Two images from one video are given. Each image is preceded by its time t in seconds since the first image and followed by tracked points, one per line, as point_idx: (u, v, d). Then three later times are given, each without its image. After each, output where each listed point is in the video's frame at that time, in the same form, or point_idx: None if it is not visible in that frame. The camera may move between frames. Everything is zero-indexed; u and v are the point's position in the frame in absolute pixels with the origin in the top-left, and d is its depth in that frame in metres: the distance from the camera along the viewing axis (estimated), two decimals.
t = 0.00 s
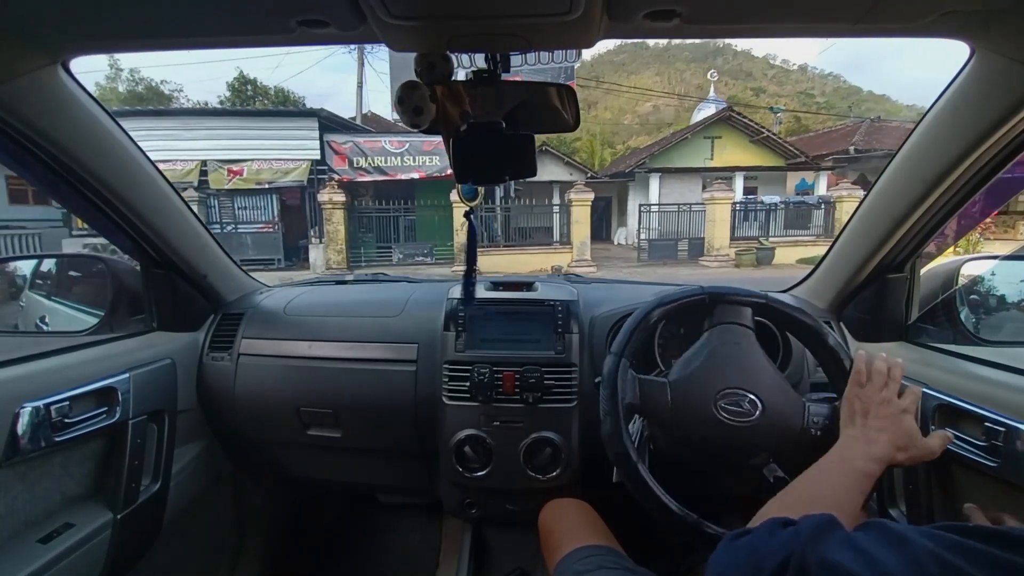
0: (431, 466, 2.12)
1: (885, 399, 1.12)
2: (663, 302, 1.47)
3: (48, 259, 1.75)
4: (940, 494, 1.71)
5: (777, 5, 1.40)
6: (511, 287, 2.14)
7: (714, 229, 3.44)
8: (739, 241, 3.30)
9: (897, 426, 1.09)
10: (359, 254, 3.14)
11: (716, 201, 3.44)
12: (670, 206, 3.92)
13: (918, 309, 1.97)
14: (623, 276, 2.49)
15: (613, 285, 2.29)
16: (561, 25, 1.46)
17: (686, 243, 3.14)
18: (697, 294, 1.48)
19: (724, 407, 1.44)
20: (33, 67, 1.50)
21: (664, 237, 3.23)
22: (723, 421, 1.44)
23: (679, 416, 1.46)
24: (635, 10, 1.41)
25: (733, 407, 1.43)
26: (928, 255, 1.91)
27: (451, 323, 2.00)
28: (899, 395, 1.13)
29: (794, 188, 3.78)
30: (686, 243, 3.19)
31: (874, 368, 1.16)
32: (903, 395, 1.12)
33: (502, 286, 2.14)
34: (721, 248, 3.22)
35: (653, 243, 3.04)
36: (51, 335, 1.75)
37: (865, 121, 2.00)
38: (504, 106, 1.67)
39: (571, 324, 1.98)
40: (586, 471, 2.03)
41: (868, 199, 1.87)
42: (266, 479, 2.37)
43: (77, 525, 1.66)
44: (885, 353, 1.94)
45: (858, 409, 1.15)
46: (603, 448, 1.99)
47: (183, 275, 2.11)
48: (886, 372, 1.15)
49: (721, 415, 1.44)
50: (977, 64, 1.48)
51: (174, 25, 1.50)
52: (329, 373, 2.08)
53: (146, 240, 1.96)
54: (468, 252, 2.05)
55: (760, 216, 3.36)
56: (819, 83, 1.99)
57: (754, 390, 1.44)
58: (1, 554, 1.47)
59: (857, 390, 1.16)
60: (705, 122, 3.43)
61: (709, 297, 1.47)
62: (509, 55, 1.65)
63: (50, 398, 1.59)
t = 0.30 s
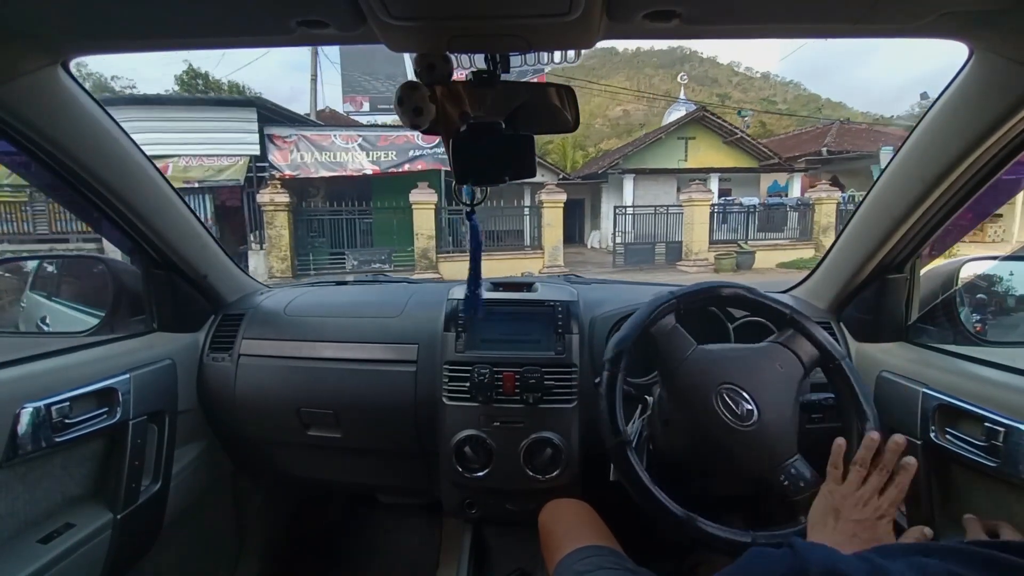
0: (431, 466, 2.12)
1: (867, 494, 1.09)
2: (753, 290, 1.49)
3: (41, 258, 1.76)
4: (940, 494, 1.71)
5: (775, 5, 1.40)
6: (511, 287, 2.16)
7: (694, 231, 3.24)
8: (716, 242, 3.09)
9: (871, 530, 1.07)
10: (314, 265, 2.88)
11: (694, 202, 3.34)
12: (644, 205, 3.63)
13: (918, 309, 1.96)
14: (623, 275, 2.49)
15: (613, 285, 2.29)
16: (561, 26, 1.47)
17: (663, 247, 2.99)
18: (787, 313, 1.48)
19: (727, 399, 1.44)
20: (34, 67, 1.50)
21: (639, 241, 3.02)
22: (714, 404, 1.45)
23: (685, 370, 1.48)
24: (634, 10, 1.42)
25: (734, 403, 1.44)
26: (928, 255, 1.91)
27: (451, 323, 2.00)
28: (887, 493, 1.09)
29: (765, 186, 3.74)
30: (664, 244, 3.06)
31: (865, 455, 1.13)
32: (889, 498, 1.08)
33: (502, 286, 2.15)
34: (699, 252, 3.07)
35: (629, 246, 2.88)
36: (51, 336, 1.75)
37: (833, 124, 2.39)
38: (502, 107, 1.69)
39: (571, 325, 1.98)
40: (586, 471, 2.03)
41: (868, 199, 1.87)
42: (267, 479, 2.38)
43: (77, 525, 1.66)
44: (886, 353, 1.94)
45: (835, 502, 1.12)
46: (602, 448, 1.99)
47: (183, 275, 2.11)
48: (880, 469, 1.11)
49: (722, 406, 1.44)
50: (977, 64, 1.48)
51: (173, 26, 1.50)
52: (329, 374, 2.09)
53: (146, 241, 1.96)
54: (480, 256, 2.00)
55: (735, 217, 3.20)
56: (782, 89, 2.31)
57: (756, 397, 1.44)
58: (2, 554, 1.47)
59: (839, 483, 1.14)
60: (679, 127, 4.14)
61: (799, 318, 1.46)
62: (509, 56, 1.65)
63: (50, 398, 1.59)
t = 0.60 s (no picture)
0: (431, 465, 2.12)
1: (753, 502, 1.12)
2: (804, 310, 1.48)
3: (41, 259, 1.75)
4: (940, 494, 1.71)
5: (775, 5, 1.40)
6: (511, 286, 2.13)
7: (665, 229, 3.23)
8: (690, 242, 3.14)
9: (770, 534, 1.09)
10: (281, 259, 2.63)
11: (667, 198, 3.32)
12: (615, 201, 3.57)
13: (918, 309, 1.96)
14: (622, 275, 2.49)
15: (613, 285, 2.29)
16: (561, 25, 1.46)
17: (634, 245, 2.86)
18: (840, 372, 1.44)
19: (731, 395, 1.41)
20: (34, 66, 1.50)
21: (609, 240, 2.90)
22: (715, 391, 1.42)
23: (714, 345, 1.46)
24: (635, 9, 1.41)
25: (735, 401, 1.41)
26: (928, 255, 1.91)
27: (451, 323, 2.00)
28: (771, 493, 1.12)
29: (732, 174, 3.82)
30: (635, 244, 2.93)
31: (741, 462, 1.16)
32: (774, 499, 1.12)
33: (503, 285, 2.12)
34: (672, 249, 2.97)
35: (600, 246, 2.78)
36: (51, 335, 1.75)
37: (801, 124, 2.58)
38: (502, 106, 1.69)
39: (571, 324, 1.98)
40: (586, 470, 2.03)
41: (869, 198, 1.87)
42: (267, 479, 2.38)
43: (77, 524, 1.66)
44: (886, 353, 1.94)
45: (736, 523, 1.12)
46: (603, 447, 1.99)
47: (183, 274, 2.11)
48: (758, 470, 1.15)
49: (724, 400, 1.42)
50: (978, 64, 1.48)
51: (173, 25, 1.50)
52: (329, 373, 2.08)
53: (145, 240, 1.96)
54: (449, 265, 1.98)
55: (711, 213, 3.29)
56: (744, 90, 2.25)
57: (757, 402, 1.41)
58: (2, 552, 1.47)
59: (731, 502, 1.13)
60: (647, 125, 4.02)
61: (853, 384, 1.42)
62: (510, 55, 1.65)
63: (50, 397, 1.59)
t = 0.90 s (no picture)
0: (432, 465, 2.12)
1: (692, 477, 1.22)
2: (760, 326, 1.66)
3: (42, 258, 1.75)
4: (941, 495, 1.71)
5: (774, 5, 1.40)
6: (511, 286, 2.16)
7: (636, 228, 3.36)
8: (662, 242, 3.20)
9: (712, 504, 1.20)
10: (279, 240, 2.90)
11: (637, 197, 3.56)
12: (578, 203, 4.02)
13: (918, 309, 1.96)
14: (622, 275, 2.50)
15: (613, 284, 2.30)
16: (561, 24, 1.46)
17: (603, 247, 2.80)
18: (856, 416, 1.42)
19: (734, 395, 1.41)
20: (34, 67, 1.49)
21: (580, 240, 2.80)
22: (718, 386, 1.42)
23: (735, 343, 1.45)
24: (636, 9, 1.41)
25: (735, 400, 1.41)
26: (928, 255, 1.91)
27: (451, 323, 2.01)
28: (705, 464, 1.22)
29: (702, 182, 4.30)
30: (603, 244, 2.87)
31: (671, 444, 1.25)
32: (709, 469, 1.22)
33: (502, 286, 2.15)
34: (641, 251, 2.93)
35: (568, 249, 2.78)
36: (51, 335, 1.75)
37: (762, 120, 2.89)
38: (502, 104, 1.70)
39: (571, 324, 1.98)
40: (586, 470, 2.03)
41: (869, 197, 1.87)
42: (267, 479, 2.38)
43: (77, 524, 1.66)
44: (886, 353, 1.95)
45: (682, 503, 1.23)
46: (603, 448, 1.99)
47: (183, 273, 2.11)
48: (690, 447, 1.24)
49: (726, 399, 1.41)
50: (979, 64, 1.48)
51: (172, 25, 1.50)
52: (330, 374, 2.09)
53: (146, 240, 1.96)
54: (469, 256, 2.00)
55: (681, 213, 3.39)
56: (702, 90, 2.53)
57: (759, 404, 1.41)
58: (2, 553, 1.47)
59: (673, 485, 1.24)
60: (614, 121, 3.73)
61: (864, 428, 1.40)
62: (510, 54, 1.65)
63: (50, 398, 1.59)
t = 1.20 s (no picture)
0: (432, 466, 2.12)
1: (666, 460, 1.14)
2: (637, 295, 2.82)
3: (42, 260, 1.75)
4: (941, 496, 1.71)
5: (771, 7, 1.41)
6: (511, 287, 2.17)
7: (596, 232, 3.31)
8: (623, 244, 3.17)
9: (688, 486, 1.13)
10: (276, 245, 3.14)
11: (595, 198, 3.53)
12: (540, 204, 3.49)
13: (918, 309, 1.97)
14: (622, 276, 2.50)
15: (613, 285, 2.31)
16: (560, 27, 1.47)
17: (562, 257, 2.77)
18: (856, 442, 1.41)
19: (735, 395, 1.41)
20: (36, 69, 1.50)
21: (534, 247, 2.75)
22: (720, 386, 1.42)
23: (748, 347, 1.45)
24: (635, 11, 1.42)
25: (735, 401, 1.41)
26: (928, 256, 1.92)
27: (451, 324, 2.01)
28: (678, 445, 1.15)
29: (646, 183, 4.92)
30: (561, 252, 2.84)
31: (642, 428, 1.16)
32: (681, 450, 1.14)
33: (503, 287, 2.15)
34: (603, 256, 2.89)
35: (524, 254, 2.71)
36: (52, 336, 1.76)
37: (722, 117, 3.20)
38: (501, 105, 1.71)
39: (571, 325, 1.99)
40: (587, 472, 2.03)
41: (868, 198, 1.87)
42: (268, 480, 2.38)
43: (78, 525, 1.66)
44: (886, 354, 1.95)
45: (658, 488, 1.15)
46: (603, 448, 1.99)
47: (184, 275, 2.12)
48: (662, 430, 1.15)
49: (727, 399, 1.41)
50: (977, 65, 1.48)
51: (173, 28, 1.51)
52: (330, 375, 2.09)
53: (147, 241, 1.97)
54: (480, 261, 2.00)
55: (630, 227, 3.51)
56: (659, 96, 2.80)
57: (758, 407, 1.41)
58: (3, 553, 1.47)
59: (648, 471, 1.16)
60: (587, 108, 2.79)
61: (860, 455, 1.39)
62: (510, 58, 1.66)
63: (51, 399, 1.59)
